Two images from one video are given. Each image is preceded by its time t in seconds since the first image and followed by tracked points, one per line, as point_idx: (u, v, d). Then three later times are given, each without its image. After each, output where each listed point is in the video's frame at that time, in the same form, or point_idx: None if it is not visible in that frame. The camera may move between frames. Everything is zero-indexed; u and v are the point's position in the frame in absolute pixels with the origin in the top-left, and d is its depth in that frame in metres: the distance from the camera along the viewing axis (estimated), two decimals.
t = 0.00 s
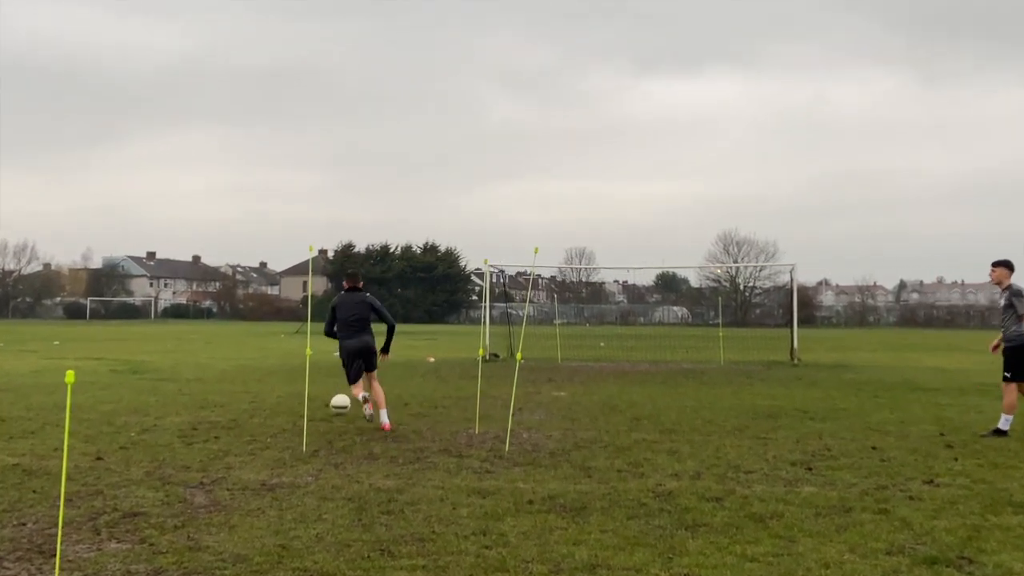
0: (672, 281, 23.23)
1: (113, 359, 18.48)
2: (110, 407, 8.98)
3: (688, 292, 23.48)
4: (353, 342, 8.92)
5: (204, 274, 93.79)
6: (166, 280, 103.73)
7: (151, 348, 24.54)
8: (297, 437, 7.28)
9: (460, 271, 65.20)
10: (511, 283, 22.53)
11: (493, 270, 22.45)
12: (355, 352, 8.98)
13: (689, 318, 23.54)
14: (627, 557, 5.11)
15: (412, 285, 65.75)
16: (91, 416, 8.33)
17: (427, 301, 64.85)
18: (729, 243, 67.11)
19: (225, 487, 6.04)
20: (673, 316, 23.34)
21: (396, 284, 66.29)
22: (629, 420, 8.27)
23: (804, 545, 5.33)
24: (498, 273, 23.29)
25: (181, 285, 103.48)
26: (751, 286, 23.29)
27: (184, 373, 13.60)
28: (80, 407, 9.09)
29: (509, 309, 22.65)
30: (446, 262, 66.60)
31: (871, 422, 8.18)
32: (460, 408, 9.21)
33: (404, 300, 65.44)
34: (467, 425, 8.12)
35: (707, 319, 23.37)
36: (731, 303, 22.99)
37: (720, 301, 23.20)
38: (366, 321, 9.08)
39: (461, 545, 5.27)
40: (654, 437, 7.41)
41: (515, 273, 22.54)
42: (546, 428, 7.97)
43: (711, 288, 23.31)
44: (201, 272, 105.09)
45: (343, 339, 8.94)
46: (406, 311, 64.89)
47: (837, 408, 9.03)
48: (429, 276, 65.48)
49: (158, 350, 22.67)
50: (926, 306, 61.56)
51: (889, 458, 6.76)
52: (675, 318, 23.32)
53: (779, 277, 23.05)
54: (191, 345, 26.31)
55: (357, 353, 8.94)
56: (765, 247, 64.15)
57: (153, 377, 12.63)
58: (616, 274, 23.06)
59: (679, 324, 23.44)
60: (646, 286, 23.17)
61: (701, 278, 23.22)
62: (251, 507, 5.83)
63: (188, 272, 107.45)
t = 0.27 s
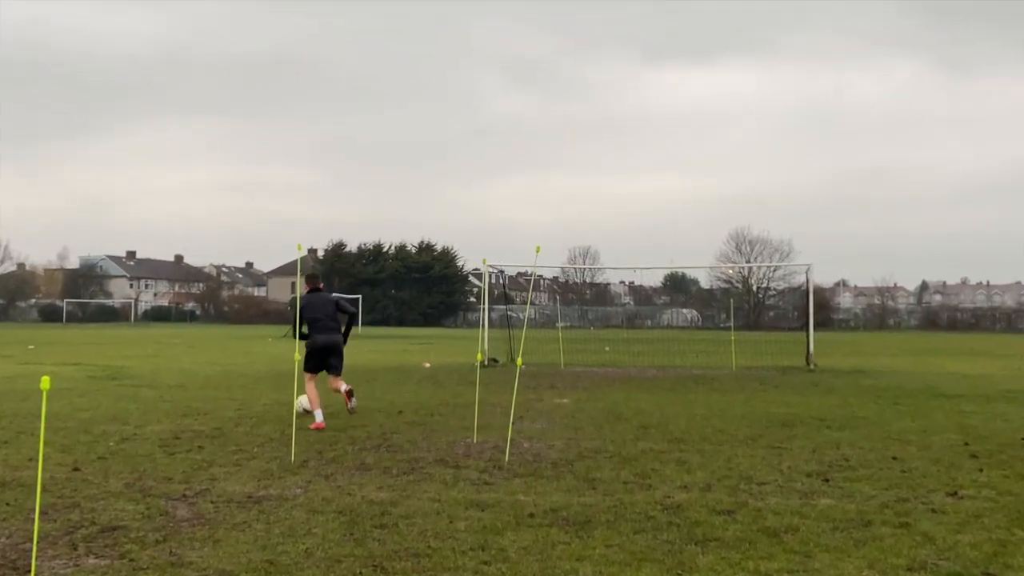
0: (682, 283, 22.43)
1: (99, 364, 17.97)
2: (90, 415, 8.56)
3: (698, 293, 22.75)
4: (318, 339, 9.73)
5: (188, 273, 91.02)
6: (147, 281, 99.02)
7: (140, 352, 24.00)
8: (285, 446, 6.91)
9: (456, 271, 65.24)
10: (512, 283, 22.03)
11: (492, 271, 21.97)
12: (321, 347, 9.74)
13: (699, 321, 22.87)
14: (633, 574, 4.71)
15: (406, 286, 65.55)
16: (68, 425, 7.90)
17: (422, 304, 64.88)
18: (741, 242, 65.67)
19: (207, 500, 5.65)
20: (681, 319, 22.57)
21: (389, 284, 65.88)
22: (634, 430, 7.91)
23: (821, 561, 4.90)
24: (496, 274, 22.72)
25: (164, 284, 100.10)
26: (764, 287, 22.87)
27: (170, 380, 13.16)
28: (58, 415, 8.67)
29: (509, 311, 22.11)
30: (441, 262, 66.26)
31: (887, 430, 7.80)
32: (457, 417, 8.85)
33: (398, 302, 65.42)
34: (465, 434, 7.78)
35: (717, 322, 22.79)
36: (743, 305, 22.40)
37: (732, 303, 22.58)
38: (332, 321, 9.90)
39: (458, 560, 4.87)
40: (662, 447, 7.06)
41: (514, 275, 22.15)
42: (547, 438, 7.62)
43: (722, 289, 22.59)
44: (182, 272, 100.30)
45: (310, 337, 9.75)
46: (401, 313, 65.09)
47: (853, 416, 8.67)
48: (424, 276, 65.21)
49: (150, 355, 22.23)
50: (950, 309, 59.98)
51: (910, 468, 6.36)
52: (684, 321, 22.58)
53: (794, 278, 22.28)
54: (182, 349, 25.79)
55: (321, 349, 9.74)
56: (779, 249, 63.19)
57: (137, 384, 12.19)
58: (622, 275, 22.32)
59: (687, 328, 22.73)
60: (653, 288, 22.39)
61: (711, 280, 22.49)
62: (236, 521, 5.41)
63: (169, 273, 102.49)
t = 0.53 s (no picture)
0: (693, 284, 21.94)
1: (84, 369, 17.54)
2: (68, 424, 8.20)
3: (710, 296, 22.14)
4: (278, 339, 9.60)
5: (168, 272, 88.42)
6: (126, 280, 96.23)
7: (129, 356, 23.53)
8: (272, 457, 6.58)
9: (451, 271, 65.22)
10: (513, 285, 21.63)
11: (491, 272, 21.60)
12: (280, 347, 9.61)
13: (710, 324, 22.17)
14: None
15: (401, 287, 65.17)
16: (44, 435, 7.54)
17: (416, 305, 64.08)
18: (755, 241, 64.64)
19: (189, 514, 5.31)
20: (692, 322, 22.13)
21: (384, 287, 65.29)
22: (641, 440, 7.58)
23: None
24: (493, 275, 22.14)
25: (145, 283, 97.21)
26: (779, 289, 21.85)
27: (155, 387, 12.77)
28: (35, 424, 8.29)
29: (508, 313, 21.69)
30: (436, 262, 66.09)
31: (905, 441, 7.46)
32: (454, 426, 8.51)
33: (391, 303, 64.52)
34: (462, 444, 7.45)
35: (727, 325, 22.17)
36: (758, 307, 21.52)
37: (745, 306, 21.72)
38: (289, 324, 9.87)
39: None
40: (669, 459, 6.73)
41: (514, 277, 21.79)
42: (549, 448, 7.29)
43: (734, 291, 21.75)
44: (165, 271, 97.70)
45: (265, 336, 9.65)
46: (394, 315, 64.15)
47: (871, 425, 8.33)
48: (418, 276, 65.00)
49: (142, 360, 21.81)
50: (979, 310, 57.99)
51: (934, 480, 6.00)
52: (695, 324, 22.12)
53: (810, 280, 21.51)
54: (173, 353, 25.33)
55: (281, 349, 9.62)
56: (795, 245, 62.08)
57: (118, 390, 11.79)
58: (629, 276, 21.78)
59: (698, 331, 22.25)
60: (661, 290, 22.02)
61: (724, 281, 21.76)
62: (220, 536, 5.05)
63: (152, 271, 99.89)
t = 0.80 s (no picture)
0: (703, 286, 21.29)
1: (72, 375, 17.23)
2: (45, 434, 7.90)
3: (722, 298, 21.52)
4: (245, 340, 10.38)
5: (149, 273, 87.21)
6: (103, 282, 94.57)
7: (120, 361, 23.19)
8: (258, 468, 6.30)
9: (447, 272, 64.70)
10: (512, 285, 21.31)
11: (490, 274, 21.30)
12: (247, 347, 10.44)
13: (721, 327, 22.03)
14: None
15: (394, 289, 64.80)
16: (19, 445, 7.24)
17: (410, 308, 63.61)
18: (769, 240, 64.24)
19: (171, 528, 5.00)
20: (703, 326, 21.82)
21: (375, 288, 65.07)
22: (649, 450, 7.29)
23: None
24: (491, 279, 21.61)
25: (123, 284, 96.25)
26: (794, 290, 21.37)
27: (143, 393, 12.47)
28: (13, 433, 7.99)
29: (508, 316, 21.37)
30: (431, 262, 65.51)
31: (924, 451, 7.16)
32: (451, 435, 8.22)
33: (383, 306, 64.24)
34: (459, 454, 7.16)
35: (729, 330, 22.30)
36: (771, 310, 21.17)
37: (759, 309, 21.40)
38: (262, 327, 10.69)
39: None
40: (679, 470, 6.43)
41: (513, 278, 21.47)
42: (552, 459, 7.00)
43: (748, 294, 21.39)
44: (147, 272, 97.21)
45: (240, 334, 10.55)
46: (386, 319, 63.99)
47: (894, 435, 8.01)
48: (413, 277, 64.59)
49: (131, 365, 21.41)
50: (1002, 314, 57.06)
51: (958, 493, 5.68)
52: (706, 328, 21.88)
53: (827, 280, 20.96)
54: (165, 358, 24.99)
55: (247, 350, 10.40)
56: (812, 244, 62.08)
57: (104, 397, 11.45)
58: (637, 277, 21.17)
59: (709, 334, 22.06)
60: (670, 292, 21.30)
61: (737, 282, 21.11)
62: (203, 552, 4.73)
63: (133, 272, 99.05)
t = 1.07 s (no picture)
0: (712, 287, 20.99)
1: (62, 381, 16.95)
2: (22, 443, 7.65)
3: (733, 300, 21.14)
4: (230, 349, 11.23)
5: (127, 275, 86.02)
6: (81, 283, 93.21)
7: (112, 366, 22.91)
8: (246, 479, 6.04)
9: (443, 273, 64.29)
10: (512, 287, 21.05)
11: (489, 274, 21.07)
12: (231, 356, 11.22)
13: (733, 330, 21.30)
14: None
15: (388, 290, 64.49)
16: None
17: (405, 309, 63.57)
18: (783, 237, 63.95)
19: (152, 542, 4.72)
20: (713, 328, 21.20)
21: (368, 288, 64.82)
22: (656, 459, 7.03)
23: None
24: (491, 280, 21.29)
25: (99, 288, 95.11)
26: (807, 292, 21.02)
27: (131, 400, 12.22)
28: None
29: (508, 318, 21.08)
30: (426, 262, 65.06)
31: (943, 461, 6.87)
32: (448, 444, 7.97)
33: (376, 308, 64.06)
34: (455, 464, 6.90)
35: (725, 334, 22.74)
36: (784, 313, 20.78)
37: (772, 311, 20.92)
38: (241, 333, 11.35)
39: None
40: (688, 481, 6.17)
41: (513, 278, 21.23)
42: (554, 469, 6.73)
43: (760, 296, 21.01)
44: (126, 272, 95.93)
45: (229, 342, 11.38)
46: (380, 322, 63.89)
47: (916, 444, 7.74)
48: (408, 277, 64.27)
49: (124, 370, 21.10)
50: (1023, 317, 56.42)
51: (982, 505, 5.40)
52: (715, 330, 21.20)
53: (843, 281, 20.79)
54: (159, 363, 24.70)
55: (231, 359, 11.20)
56: (828, 243, 61.97)
57: (92, 404, 11.19)
58: (643, 277, 21.02)
59: (719, 338, 21.31)
60: (677, 293, 20.97)
61: (748, 283, 20.82)
62: (186, 566, 4.43)
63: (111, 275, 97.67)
